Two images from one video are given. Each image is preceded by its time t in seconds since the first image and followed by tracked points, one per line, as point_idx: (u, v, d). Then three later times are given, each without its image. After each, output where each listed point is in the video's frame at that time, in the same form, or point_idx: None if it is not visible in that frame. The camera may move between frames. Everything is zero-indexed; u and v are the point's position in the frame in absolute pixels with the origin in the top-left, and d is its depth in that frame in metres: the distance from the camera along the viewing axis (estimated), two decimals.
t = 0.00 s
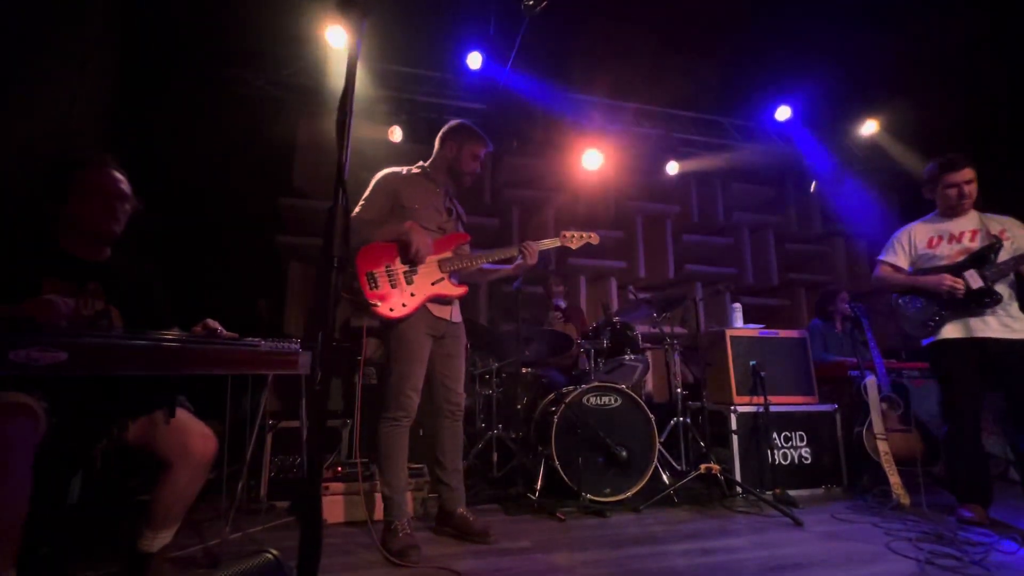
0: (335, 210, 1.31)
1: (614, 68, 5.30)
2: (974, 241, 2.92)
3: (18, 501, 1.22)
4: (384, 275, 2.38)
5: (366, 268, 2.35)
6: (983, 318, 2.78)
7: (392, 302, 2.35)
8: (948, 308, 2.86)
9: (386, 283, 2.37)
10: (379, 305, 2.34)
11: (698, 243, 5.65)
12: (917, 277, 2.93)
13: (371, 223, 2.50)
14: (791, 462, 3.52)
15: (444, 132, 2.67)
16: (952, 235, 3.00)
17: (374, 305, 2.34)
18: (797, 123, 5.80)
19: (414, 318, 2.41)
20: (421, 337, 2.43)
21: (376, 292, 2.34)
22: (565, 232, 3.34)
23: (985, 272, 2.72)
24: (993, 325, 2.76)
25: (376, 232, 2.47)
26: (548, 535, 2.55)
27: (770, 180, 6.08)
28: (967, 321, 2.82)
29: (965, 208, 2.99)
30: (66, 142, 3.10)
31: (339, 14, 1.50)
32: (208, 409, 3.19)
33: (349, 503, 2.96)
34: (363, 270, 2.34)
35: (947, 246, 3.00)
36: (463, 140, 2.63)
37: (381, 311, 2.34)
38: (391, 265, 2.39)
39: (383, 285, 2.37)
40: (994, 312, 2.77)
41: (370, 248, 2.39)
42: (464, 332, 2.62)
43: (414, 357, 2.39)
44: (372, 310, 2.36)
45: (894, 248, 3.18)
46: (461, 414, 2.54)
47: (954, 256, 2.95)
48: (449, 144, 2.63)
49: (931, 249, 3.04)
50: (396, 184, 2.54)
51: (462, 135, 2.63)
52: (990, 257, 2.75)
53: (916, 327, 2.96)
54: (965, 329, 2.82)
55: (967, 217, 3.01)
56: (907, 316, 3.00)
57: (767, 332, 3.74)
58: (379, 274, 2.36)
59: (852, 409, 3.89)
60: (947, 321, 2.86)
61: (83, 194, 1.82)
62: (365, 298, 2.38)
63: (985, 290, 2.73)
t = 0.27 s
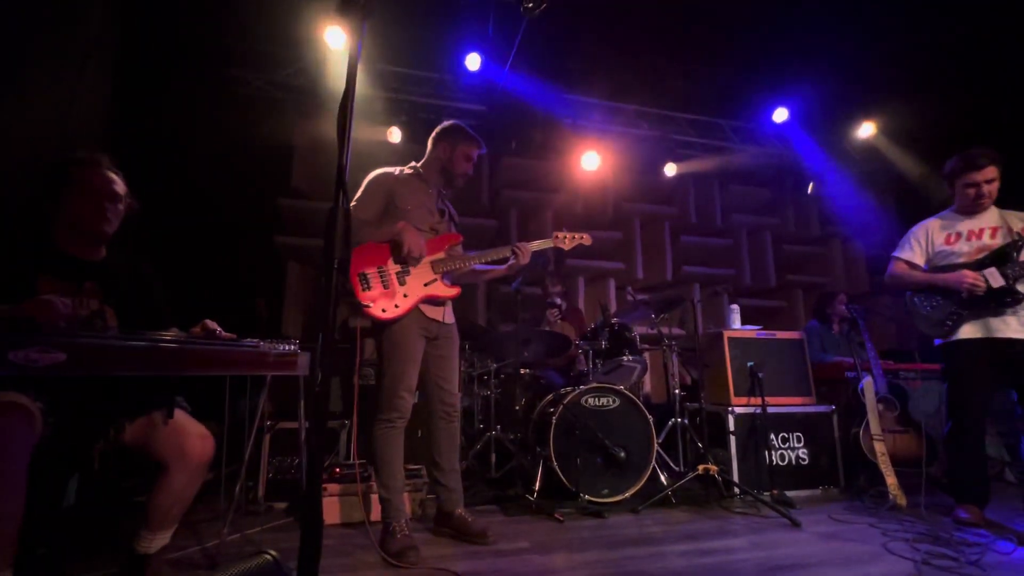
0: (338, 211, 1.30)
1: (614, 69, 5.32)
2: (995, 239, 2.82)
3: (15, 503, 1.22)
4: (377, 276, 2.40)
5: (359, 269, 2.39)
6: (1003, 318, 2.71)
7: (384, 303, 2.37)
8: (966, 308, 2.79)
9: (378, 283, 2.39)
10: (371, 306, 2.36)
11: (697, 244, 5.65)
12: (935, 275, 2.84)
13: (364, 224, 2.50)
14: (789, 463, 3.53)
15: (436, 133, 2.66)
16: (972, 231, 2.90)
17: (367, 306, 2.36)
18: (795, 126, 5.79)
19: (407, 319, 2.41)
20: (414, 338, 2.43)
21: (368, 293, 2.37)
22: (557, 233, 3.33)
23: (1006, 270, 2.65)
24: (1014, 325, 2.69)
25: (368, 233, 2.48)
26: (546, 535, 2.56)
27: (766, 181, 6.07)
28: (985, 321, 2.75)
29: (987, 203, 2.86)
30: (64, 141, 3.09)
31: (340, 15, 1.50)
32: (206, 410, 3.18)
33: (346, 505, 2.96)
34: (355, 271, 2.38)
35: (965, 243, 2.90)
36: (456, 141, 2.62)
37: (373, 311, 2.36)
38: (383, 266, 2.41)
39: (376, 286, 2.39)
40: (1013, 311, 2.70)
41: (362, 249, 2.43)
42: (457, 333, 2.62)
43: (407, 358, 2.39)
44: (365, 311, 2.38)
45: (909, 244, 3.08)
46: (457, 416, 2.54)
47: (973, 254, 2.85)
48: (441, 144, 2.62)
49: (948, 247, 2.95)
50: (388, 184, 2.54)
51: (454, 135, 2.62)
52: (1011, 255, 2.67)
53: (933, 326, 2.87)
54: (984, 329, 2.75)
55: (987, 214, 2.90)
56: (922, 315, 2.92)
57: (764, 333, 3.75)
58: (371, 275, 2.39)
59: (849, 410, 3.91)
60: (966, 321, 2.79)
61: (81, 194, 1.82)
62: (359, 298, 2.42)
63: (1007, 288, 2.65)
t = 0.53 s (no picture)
0: (337, 210, 1.30)
1: (613, 67, 5.31)
2: (1015, 232, 2.70)
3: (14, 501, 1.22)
4: (375, 275, 2.39)
5: (357, 268, 2.37)
6: (1019, 313, 2.59)
7: (382, 303, 2.36)
8: (980, 302, 2.66)
9: (377, 282, 2.38)
10: (369, 305, 2.34)
11: (696, 244, 5.62)
12: (949, 269, 2.72)
13: (361, 222, 2.46)
14: (787, 461, 3.54)
15: (433, 131, 2.66)
16: (990, 224, 2.77)
17: (365, 306, 2.34)
18: (794, 126, 5.79)
19: (405, 318, 2.42)
20: (412, 337, 2.43)
21: (366, 292, 2.35)
22: (554, 232, 3.35)
23: None
24: None
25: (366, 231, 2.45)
26: (545, 534, 2.56)
27: (766, 181, 6.06)
28: (1000, 316, 2.63)
29: (1006, 194, 2.76)
30: (63, 137, 3.08)
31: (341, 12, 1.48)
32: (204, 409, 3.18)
33: (345, 503, 2.97)
34: (353, 270, 2.35)
35: (984, 236, 2.77)
36: (453, 139, 2.62)
37: (371, 310, 2.34)
38: (382, 265, 2.41)
39: (375, 285, 2.38)
40: None
41: (360, 248, 2.41)
42: (453, 331, 2.62)
43: (404, 357, 2.39)
44: (362, 310, 2.36)
45: (924, 236, 2.95)
46: (456, 414, 2.55)
47: (991, 247, 2.73)
48: (438, 143, 2.63)
49: (966, 239, 2.82)
50: (386, 182, 2.53)
51: (451, 134, 2.63)
52: None
53: (945, 321, 2.76)
54: (998, 325, 2.62)
55: (1005, 206, 2.79)
56: (935, 310, 2.81)
57: (763, 332, 3.76)
58: (369, 274, 2.38)
59: (846, 409, 3.91)
60: (980, 317, 2.67)
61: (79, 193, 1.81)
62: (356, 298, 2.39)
63: None
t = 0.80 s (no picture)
0: (341, 212, 1.31)
1: (612, 69, 5.33)
2: None
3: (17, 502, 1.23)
4: (379, 276, 2.40)
5: (362, 270, 2.38)
6: None
7: (388, 304, 2.37)
8: (987, 304, 2.52)
9: (381, 284, 2.39)
10: (374, 307, 2.36)
11: (695, 245, 5.62)
12: (956, 270, 2.58)
13: (364, 225, 2.49)
14: (785, 463, 3.55)
15: (433, 132, 2.67)
16: (999, 225, 2.63)
17: (371, 307, 2.36)
18: (792, 128, 5.82)
19: (409, 319, 2.42)
20: (415, 337, 2.43)
21: (372, 294, 2.37)
22: (555, 228, 3.36)
23: None
24: None
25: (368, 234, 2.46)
26: (545, 535, 2.56)
27: (764, 183, 6.07)
28: (1006, 318, 2.49)
29: (1016, 195, 2.61)
30: (63, 137, 3.08)
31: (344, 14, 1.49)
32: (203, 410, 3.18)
33: (346, 504, 2.96)
34: (358, 272, 2.37)
35: (991, 238, 2.63)
36: (452, 140, 2.63)
37: (378, 312, 2.36)
38: (385, 267, 2.41)
39: (380, 287, 2.39)
40: None
41: (364, 250, 2.41)
42: (456, 333, 2.62)
43: (406, 357, 2.39)
44: (368, 312, 2.38)
45: (930, 237, 2.80)
46: (457, 415, 2.56)
47: (998, 250, 2.59)
48: (438, 144, 2.64)
49: (973, 241, 2.68)
50: (387, 184, 2.55)
51: (451, 134, 2.64)
52: None
53: (950, 323, 2.61)
54: (1005, 328, 2.50)
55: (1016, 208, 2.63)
56: (940, 311, 2.67)
57: (762, 334, 3.77)
58: (374, 276, 2.39)
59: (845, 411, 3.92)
60: (985, 318, 2.53)
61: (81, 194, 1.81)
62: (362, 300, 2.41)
63: None
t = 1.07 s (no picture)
0: (340, 213, 1.32)
1: (611, 71, 5.34)
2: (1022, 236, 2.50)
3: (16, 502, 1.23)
4: (379, 277, 2.40)
5: (361, 272, 2.38)
6: None
7: (387, 305, 2.37)
8: (984, 305, 2.47)
9: (382, 285, 2.39)
10: (374, 308, 2.36)
11: (692, 246, 5.64)
12: (955, 270, 2.54)
13: (366, 226, 2.50)
14: (782, 463, 3.56)
15: (438, 135, 2.67)
16: (997, 226, 2.57)
17: (370, 309, 2.36)
18: (790, 130, 5.83)
19: (409, 319, 2.43)
20: (415, 337, 2.44)
21: (371, 295, 2.37)
22: (559, 233, 3.37)
23: None
24: None
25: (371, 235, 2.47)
26: (542, 535, 2.57)
27: (762, 184, 6.08)
28: (1004, 318, 2.44)
29: (1013, 196, 2.56)
30: (60, 136, 3.07)
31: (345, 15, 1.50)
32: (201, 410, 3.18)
33: (344, 504, 2.96)
34: (358, 273, 2.37)
35: (990, 239, 2.57)
36: (456, 143, 2.63)
37: (376, 313, 2.36)
38: (386, 268, 2.41)
39: (380, 288, 2.39)
40: None
41: (366, 251, 2.40)
42: (457, 334, 2.62)
43: (407, 357, 2.40)
44: (368, 313, 2.38)
45: (929, 238, 2.76)
46: (456, 415, 2.56)
47: (997, 251, 2.54)
48: (441, 147, 2.64)
49: (971, 242, 2.62)
50: (390, 187, 2.56)
51: (454, 137, 2.63)
52: None
53: (947, 324, 2.56)
54: (1002, 329, 2.44)
55: (1014, 210, 2.58)
56: (937, 311, 2.61)
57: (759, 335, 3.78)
58: (374, 277, 2.39)
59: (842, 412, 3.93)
60: (982, 319, 2.47)
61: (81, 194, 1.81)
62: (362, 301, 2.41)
63: None
